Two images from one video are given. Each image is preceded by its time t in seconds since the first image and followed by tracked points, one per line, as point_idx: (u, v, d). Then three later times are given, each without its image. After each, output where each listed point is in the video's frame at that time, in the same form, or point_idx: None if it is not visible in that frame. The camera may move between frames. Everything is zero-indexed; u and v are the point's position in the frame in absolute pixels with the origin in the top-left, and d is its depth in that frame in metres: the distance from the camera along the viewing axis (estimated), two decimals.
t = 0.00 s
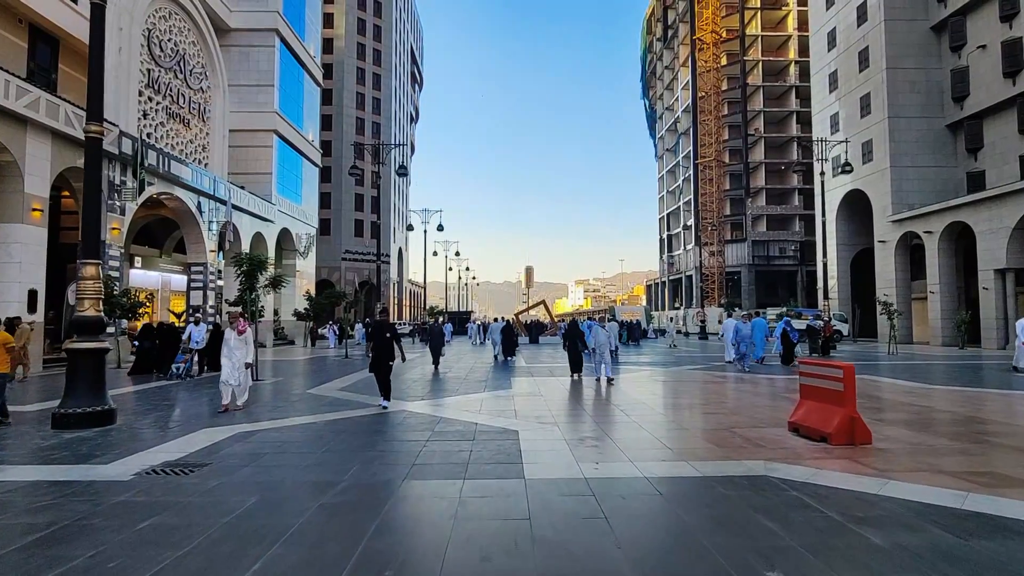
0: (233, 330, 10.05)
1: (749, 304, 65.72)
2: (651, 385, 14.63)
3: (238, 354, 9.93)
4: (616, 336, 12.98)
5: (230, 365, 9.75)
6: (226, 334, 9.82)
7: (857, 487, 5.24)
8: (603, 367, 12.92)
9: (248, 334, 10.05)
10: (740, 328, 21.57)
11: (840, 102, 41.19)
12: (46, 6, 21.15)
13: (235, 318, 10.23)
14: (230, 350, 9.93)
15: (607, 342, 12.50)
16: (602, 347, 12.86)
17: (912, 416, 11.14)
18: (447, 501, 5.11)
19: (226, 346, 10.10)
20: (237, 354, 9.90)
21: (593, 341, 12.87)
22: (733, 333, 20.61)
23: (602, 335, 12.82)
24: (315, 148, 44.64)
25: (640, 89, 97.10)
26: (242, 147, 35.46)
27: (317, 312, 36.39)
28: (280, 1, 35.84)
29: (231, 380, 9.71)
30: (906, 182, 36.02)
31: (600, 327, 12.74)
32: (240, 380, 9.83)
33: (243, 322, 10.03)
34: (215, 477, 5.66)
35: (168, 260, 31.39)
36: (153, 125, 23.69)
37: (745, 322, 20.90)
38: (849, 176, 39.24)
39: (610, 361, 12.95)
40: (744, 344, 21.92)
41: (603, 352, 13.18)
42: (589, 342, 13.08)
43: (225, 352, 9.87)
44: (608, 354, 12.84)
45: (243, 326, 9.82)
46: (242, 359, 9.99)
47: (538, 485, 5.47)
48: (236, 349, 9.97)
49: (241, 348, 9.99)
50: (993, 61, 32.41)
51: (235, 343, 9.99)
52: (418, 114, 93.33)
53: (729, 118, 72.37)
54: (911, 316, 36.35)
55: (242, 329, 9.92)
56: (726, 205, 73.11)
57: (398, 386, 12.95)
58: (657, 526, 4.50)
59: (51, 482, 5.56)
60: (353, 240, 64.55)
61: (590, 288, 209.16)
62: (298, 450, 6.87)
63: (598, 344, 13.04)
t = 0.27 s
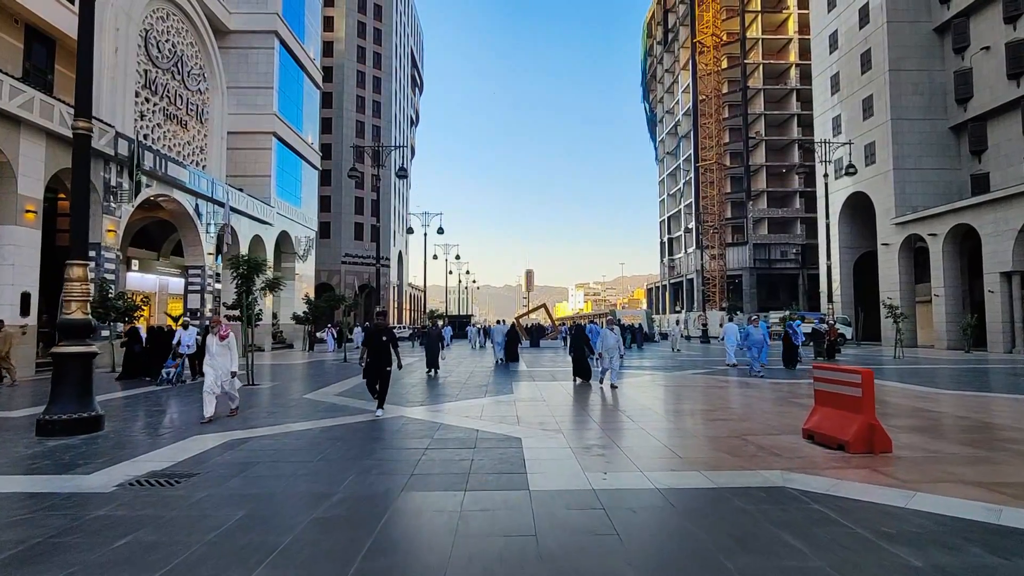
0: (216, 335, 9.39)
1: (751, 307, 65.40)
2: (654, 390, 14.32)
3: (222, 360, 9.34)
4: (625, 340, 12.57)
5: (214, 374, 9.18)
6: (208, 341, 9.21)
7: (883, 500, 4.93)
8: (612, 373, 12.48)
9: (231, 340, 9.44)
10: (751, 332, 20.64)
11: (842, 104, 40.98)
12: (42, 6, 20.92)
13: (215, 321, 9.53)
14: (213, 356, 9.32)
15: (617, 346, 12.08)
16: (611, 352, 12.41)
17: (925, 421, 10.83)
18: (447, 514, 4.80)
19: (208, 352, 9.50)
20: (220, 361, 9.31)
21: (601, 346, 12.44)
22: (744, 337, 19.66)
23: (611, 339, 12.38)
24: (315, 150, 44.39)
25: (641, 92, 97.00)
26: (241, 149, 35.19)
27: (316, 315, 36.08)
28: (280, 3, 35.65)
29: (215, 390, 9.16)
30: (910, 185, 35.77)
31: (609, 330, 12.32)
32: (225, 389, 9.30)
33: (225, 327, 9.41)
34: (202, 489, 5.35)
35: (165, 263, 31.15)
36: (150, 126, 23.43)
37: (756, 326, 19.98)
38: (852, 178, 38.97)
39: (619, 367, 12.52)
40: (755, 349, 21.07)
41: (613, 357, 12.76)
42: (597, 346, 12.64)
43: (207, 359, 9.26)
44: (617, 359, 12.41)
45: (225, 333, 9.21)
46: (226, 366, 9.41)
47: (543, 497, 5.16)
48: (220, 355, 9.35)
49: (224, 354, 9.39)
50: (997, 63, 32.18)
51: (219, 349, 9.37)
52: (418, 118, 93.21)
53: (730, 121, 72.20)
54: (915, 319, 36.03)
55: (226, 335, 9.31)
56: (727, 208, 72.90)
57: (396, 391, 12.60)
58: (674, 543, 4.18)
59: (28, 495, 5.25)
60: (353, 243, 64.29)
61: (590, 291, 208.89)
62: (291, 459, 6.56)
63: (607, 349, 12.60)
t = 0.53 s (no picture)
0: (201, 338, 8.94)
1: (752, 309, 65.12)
2: (659, 394, 14.04)
3: (206, 363, 8.86)
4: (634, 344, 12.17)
5: (198, 376, 8.67)
6: (192, 341, 8.78)
7: (913, 515, 4.63)
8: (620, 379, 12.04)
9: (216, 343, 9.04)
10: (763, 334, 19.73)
11: (845, 106, 40.76)
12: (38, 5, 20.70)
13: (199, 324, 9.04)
14: (196, 359, 8.84)
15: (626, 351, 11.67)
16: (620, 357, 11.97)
17: (940, 427, 10.54)
18: (449, 531, 4.49)
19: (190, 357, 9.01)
20: (205, 364, 8.84)
21: (609, 350, 12.03)
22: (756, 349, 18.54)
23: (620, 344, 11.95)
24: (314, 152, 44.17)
25: (641, 95, 96.90)
26: (240, 150, 34.94)
27: (316, 318, 35.80)
28: (279, 4, 35.45)
29: (200, 393, 8.60)
30: (914, 186, 35.51)
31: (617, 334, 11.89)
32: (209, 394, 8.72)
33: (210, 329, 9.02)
34: (189, 502, 5.05)
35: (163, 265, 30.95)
36: (148, 127, 23.17)
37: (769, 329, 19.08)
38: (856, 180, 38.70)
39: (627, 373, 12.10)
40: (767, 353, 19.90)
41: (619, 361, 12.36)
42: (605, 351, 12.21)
43: (193, 364, 8.79)
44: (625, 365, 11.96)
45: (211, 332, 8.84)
46: (210, 371, 8.92)
47: (550, 511, 4.86)
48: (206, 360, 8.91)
49: (208, 357, 8.93)
50: (1001, 64, 31.95)
51: (204, 353, 8.93)
52: (419, 120, 93.10)
53: (731, 124, 72.02)
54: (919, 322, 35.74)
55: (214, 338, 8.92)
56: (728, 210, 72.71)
57: (393, 396, 12.26)
58: (693, 563, 3.88)
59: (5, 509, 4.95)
60: (353, 245, 64.06)
61: (591, 294, 208.72)
62: (284, 469, 6.26)
63: (614, 353, 12.19)
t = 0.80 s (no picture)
0: (184, 343, 8.20)
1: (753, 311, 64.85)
2: (662, 397, 13.76)
3: (188, 372, 8.23)
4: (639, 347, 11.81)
5: (180, 388, 8.09)
6: (173, 350, 8.07)
7: (943, 528, 4.34)
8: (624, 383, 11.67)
9: (199, 348, 8.34)
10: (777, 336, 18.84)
11: (846, 106, 40.54)
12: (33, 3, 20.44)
13: (181, 327, 8.23)
14: (176, 367, 8.17)
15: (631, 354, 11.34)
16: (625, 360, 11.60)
17: (953, 430, 10.24)
18: (448, 546, 4.19)
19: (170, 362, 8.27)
20: (186, 373, 8.21)
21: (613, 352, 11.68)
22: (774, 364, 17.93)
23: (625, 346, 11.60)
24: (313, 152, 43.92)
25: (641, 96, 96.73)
26: (237, 151, 34.67)
27: (313, 320, 35.49)
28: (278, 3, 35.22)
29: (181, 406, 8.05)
30: (917, 187, 35.23)
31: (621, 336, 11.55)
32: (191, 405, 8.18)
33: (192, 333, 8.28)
34: (172, 514, 4.77)
35: (160, 266, 30.77)
36: (143, 126, 22.88)
37: (784, 331, 18.16)
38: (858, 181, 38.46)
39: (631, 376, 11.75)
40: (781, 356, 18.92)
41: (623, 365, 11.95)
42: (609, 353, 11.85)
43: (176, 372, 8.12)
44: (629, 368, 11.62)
45: (195, 341, 8.12)
46: (191, 379, 8.30)
47: (555, 524, 4.56)
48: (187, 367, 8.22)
49: (190, 365, 8.27)
50: (1005, 64, 31.73)
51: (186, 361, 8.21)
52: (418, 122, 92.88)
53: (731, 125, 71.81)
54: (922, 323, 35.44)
55: (197, 342, 8.29)
56: (729, 211, 72.47)
57: (390, 399, 11.96)
58: None
59: None
60: (352, 247, 63.75)
61: (591, 296, 208.47)
62: (275, 477, 5.98)
63: (618, 355, 11.84)
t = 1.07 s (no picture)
0: (160, 343, 7.87)
1: (754, 313, 64.63)
2: (665, 401, 13.46)
3: (165, 374, 7.86)
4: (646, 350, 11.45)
5: (154, 390, 7.69)
6: (148, 349, 7.77)
7: (977, 546, 4.04)
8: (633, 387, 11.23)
9: (177, 349, 7.98)
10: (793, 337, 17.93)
11: (848, 106, 40.31)
12: None
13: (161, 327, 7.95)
14: (152, 369, 7.84)
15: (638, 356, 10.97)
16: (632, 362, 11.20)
17: (966, 435, 9.96)
18: (445, 567, 3.88)
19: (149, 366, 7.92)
20: (163, 374, 7.83)
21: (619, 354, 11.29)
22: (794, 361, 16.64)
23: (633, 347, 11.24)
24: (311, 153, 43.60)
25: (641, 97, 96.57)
26: (234, 151, 34.36)
27: (311, 321, 35.20)
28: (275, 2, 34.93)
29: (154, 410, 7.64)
30: (919, 187, 34.99)
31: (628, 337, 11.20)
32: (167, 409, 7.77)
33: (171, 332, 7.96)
34: (150, 530, 4.46)
35: (156, 267, 30.45)
36: (138, 125, 22.56)
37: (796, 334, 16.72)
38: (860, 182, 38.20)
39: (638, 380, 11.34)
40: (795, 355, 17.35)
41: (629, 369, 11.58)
42: (615, 355, 11.47)
43: (149, 372, 7.78)
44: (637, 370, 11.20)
45: (169, 340, 7.78)
46: (168, 382, 7.86)
47: (560, 541, 4.25)
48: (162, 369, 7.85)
49: (168, 366, 7.91)
50: (1008, 63, 31.51)
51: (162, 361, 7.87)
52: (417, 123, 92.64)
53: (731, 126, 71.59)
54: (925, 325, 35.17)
55: (174, 342, 7.88)
56: (729, 212, 72.24)
57: (386, 403, 11.60)
58: None
59: None
60: (350, 248, 63.43)
61: (590, 297, 208.18)
62: (262, 488, 5.67)
63: (624, 357, 11.45)
